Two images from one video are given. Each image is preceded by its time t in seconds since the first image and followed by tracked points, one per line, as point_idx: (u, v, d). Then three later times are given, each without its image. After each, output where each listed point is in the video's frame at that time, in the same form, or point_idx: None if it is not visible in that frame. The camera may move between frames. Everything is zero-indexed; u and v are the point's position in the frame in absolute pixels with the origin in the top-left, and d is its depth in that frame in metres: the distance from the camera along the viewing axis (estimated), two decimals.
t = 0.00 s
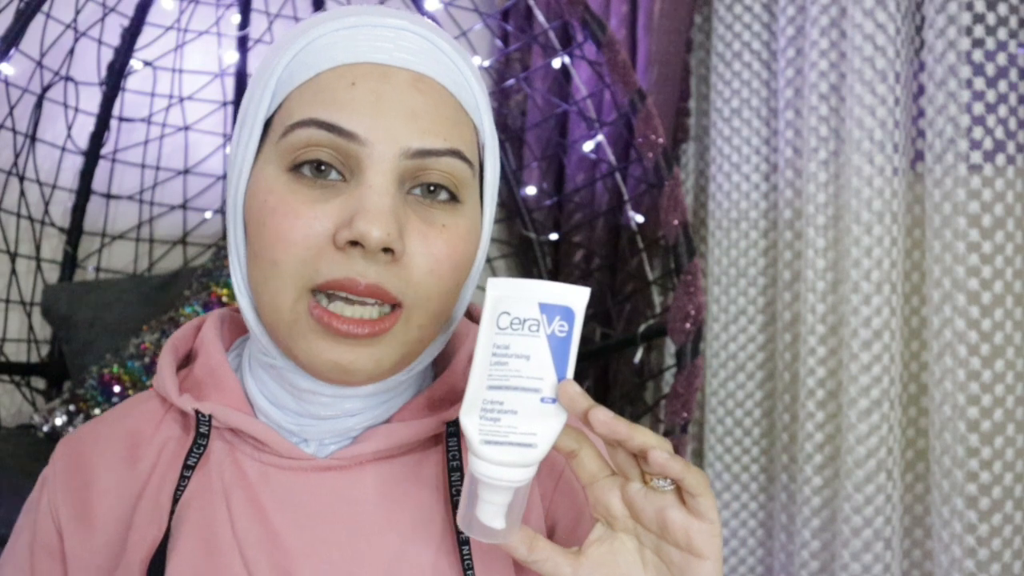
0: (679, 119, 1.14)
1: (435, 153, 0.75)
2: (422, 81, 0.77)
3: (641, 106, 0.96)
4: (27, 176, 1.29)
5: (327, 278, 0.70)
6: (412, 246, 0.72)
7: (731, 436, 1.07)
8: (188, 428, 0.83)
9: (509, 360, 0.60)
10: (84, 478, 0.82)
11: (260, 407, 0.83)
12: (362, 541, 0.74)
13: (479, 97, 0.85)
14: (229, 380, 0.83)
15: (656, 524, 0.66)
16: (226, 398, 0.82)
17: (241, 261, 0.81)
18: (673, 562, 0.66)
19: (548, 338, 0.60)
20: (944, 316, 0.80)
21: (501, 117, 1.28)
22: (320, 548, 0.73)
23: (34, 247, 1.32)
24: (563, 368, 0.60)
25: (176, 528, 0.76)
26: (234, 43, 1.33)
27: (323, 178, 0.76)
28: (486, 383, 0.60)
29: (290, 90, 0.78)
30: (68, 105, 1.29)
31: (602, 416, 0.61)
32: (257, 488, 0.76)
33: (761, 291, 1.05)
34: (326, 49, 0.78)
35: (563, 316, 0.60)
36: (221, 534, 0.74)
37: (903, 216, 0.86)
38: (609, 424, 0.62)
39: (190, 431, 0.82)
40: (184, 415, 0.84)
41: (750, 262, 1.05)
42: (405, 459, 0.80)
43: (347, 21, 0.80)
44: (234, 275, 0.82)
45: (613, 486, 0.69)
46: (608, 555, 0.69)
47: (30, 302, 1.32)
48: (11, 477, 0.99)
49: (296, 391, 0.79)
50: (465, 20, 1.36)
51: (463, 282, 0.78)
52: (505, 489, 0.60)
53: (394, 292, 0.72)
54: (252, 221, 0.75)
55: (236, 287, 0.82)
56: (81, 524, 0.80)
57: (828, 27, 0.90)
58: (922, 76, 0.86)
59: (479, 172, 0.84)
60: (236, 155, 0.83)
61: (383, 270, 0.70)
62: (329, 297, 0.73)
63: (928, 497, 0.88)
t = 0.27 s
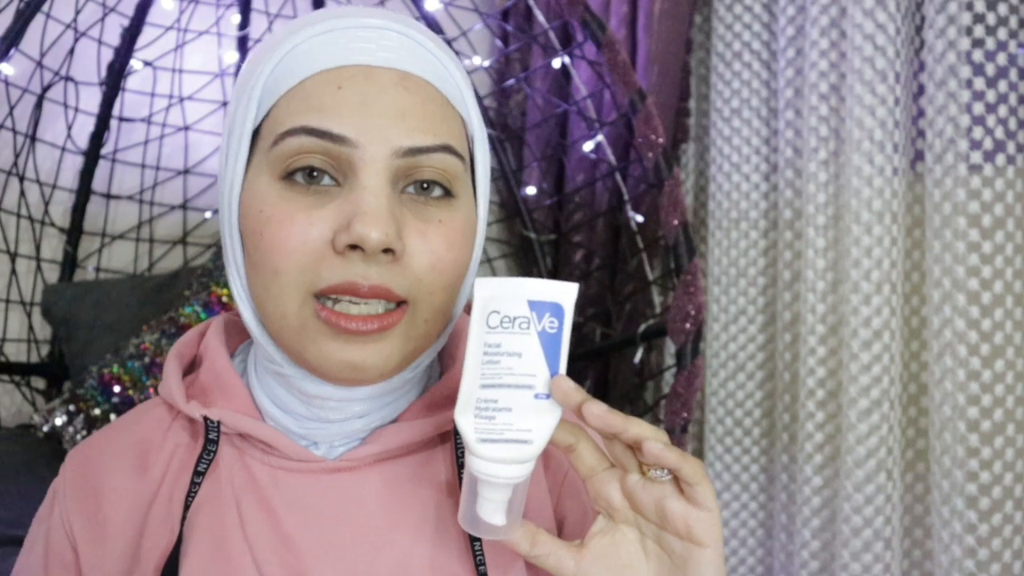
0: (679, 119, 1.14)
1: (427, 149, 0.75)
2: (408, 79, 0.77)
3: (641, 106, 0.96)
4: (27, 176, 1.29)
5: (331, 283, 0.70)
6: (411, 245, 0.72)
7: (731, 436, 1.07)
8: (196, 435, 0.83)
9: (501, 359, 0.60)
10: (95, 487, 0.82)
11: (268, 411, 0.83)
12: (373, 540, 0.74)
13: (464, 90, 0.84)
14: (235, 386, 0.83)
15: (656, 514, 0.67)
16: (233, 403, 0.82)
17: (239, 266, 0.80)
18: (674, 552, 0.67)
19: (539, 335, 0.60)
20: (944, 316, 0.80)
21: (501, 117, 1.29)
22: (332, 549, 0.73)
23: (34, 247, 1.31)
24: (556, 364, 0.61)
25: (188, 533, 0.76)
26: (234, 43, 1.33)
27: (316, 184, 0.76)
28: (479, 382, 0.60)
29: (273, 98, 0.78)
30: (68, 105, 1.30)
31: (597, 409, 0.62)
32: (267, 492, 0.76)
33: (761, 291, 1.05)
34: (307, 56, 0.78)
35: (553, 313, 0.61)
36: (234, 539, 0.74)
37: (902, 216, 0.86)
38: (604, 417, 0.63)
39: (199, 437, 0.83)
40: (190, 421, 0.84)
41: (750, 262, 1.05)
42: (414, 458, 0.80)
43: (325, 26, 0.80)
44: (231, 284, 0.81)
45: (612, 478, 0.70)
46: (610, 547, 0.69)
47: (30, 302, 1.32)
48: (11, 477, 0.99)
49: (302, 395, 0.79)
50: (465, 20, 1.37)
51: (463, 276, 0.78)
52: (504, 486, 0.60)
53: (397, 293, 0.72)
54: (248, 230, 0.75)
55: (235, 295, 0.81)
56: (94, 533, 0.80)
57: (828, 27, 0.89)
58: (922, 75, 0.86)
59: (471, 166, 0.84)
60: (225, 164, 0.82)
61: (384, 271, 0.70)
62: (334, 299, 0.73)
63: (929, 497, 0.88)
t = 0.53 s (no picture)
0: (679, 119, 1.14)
1: (396, 146, 0.72)
2: (370, 76, 0.74)
3: (641, 106, 0.96)
4: (27, 176, 1.29)
5: (313, 296, 0.71)
6: (388, 248, 0.71)
7: (731, 435, 1.07)
8: (212, 425, 0.83)
9: (517, 349, 0.60)
10: (106, 476, 0.83)
11: (284, 407, 0.83)
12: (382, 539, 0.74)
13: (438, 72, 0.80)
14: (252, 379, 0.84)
15: (668, 514, 0.67)
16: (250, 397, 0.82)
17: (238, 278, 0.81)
18: (685, 553, 0.66)
19: (557, 326, 0.60)
20: (944, 316, 0.80)
21: (501, 117, 1.29)
22: (342, 545, 0.73)
23: (34, 247, 1.31)
24: (573, 357, 0.60)
25: (201, 526, 0.77)
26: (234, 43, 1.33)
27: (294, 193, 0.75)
28: (495, 372, 0.60)
29: (245, 113, 0.78)
30: (68, 105, 1.30)
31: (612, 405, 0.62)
32: (281, 487, 0.76)
33: (761, 291, 1.06)
34: (272, 64, 0.77)
35: (571, 305, 0.60)
36: (247, 533, 0.75)
37: (902, 216, 0.86)
38: (617, 412, 0.62)
39: (214, 428, 0.83)
40: (207, 412, 0.85)
41: (750, 262, 1.05)
42: (427, 455, 0.79)
43: (286, 31, 0.78)
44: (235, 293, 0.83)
45: (625, 477, 0.69)
46: (621, 547, 0.69)
47: (30, 302, 1.32)
48: (12, 477, 0.99)
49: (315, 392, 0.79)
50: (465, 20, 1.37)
51: (453, 269, 0.76)
52: (516, 478, 0.60)
53: (379, 299, 0.71)
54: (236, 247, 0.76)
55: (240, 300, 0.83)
56: (104, 522, 0.81)
57: (828, 27, 0.89)
58: (922, 75, 0.86)
59: (457, 151, 0.80)
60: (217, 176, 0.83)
61: (362, 280, 0.70)
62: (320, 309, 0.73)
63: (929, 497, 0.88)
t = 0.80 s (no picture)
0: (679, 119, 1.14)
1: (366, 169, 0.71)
2: (334, 97, 0.72)
3: (641, 106, 0.96)
4: (27, 176, 1.29)
5: (297, 320, 0.71)
6: (369, 268, 0.71)
7: (731, 435, 1.07)
8: (212, 429, 0.84)
9: (513, 357, 0.59)
10: (110, 479, 0.83)
11: (282, 410, 0.83)
12: (381, 540, 0.74)
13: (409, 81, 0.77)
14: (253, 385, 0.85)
15: (666, 520, 0.67)
16: (250, 400, 0.84)
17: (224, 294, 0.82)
18: (683, 558, 0.67)
19: (553, 334, 0.59)
20: (944, 316, 0.80)
21: (501, 117, 1.30)
22: (340, 547, 0.73)
23: (34, 246, 1.31)
24: (569, 364, 0.59)
25: (201, 528, 0.77)
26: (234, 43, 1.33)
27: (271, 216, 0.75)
28: (491, 380, 0.60)
29: (217, 137, 0.77)
30: (68, 105, 1.30)
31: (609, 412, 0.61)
32: (281, 489, 0.76)
33: (761, 291, 1.05)
34: (238, 88, 0.75)
35: (567, 312, 0.59)
36: (246, 535, 0.75)
37: (902, 216, 0.86)
38: (613, 420, 0.61)
39: (214, 432, 0.83)
40: (207, 415, 0.85)
41: (750, 262, 1.05)
42: (427, 458, 0.79)
43: (249, 52, 0.76)
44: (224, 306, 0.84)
45: (623, 482, 0.69)
46: (619, 552, 0.69)
47: (30, 302, 1.32)
48: (12, 477, 0.99)
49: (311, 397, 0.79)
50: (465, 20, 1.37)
51: (439, 278, 0.75)
52: (514, 485, 0.60)
53: (365, 317, 0.71)
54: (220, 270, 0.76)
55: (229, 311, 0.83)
56: (108, 524, 0.81)
57: (828, 27, 0.89)
58: (922, 75, 0.86)
59: (436, 159, 0.78)
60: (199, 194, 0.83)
61: (344, 302, 0.70)
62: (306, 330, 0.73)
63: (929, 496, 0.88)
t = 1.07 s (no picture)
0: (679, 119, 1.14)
1: (374, 149, 0.72)
2: (339, 82, 0.74)
3: (641, 106, 0.97)
4: (27, 176, 1.29)
5: (310, 302, 0.71)
6: (380, 247, 0.71)
7: (731, 435, 1.07)
8: (221, 426, 0.83)
9: (500, 360, 0.60)
10: (118, 474, 0.82)
11: (288, 409, 0.83)
12: (386, 538, 0.74)
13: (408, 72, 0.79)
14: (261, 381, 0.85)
15: (655, 525, 0.67)
16: (258, 398, 0.83)
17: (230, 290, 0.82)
18: (672, 563, 0.67)
19: (539, 336, 0.60)
20: (944, 316, 0.80)
21: (501, 117, 1.29)
22: (346, 544, 0.73)
23: (34, 247, 1.32)
24: (555, 367, 0.60)
25: (206, 526, 0.77)
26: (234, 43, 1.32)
27: (278, 208, 0.75)
28: (477, 383, 0.60)
29: (221, 133, 0.78)
30: (68, 105, 1.30)
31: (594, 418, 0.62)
32: (286, 487, 0.76)
33: (761, 291, 1.06)
34: (243, 82, 0.76)
35: (553, 315, 0.60)
36: (252, 533, 0.75)
37: (902, 216, 0.86)
38: (599, 424, 0.62)
39: (223, 429, 0.83)
40: (216, 411, 0.84)
41: (750, 262, 1.05)
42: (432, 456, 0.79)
43: (253, 46, 0.77)
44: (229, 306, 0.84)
45: (614, 486, 0.69)
46: (610, 557, 0.69)
47: (30, 302, 1.32)
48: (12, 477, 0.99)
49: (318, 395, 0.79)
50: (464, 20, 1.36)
51: (447, 260, 0.76)
52: (502, 489, 0.60)
53: (377, 296, 0.71)
54: (228, 262, 0.76)
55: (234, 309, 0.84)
56: (117, 520, 0.81)
57: (828, 27, 0.89)
58: (922, 76, 0.86)
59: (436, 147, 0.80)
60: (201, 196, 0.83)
61: (357, 279, 0.70)
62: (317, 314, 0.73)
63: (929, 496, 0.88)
